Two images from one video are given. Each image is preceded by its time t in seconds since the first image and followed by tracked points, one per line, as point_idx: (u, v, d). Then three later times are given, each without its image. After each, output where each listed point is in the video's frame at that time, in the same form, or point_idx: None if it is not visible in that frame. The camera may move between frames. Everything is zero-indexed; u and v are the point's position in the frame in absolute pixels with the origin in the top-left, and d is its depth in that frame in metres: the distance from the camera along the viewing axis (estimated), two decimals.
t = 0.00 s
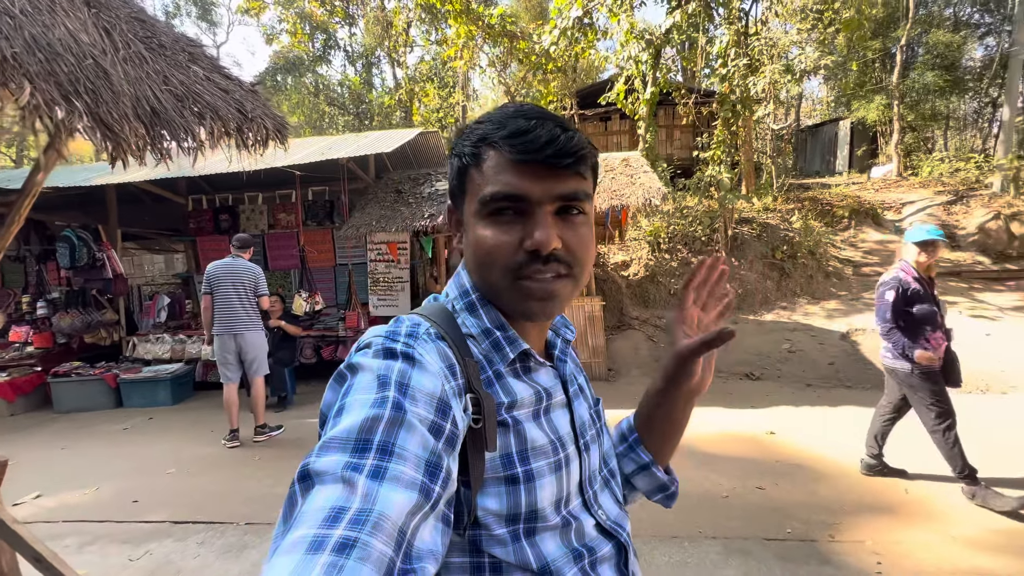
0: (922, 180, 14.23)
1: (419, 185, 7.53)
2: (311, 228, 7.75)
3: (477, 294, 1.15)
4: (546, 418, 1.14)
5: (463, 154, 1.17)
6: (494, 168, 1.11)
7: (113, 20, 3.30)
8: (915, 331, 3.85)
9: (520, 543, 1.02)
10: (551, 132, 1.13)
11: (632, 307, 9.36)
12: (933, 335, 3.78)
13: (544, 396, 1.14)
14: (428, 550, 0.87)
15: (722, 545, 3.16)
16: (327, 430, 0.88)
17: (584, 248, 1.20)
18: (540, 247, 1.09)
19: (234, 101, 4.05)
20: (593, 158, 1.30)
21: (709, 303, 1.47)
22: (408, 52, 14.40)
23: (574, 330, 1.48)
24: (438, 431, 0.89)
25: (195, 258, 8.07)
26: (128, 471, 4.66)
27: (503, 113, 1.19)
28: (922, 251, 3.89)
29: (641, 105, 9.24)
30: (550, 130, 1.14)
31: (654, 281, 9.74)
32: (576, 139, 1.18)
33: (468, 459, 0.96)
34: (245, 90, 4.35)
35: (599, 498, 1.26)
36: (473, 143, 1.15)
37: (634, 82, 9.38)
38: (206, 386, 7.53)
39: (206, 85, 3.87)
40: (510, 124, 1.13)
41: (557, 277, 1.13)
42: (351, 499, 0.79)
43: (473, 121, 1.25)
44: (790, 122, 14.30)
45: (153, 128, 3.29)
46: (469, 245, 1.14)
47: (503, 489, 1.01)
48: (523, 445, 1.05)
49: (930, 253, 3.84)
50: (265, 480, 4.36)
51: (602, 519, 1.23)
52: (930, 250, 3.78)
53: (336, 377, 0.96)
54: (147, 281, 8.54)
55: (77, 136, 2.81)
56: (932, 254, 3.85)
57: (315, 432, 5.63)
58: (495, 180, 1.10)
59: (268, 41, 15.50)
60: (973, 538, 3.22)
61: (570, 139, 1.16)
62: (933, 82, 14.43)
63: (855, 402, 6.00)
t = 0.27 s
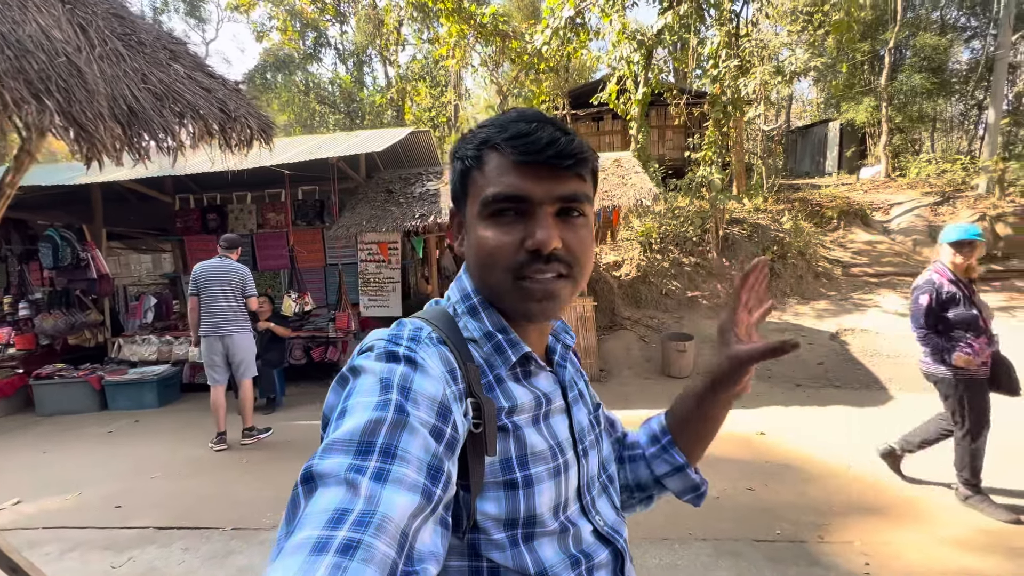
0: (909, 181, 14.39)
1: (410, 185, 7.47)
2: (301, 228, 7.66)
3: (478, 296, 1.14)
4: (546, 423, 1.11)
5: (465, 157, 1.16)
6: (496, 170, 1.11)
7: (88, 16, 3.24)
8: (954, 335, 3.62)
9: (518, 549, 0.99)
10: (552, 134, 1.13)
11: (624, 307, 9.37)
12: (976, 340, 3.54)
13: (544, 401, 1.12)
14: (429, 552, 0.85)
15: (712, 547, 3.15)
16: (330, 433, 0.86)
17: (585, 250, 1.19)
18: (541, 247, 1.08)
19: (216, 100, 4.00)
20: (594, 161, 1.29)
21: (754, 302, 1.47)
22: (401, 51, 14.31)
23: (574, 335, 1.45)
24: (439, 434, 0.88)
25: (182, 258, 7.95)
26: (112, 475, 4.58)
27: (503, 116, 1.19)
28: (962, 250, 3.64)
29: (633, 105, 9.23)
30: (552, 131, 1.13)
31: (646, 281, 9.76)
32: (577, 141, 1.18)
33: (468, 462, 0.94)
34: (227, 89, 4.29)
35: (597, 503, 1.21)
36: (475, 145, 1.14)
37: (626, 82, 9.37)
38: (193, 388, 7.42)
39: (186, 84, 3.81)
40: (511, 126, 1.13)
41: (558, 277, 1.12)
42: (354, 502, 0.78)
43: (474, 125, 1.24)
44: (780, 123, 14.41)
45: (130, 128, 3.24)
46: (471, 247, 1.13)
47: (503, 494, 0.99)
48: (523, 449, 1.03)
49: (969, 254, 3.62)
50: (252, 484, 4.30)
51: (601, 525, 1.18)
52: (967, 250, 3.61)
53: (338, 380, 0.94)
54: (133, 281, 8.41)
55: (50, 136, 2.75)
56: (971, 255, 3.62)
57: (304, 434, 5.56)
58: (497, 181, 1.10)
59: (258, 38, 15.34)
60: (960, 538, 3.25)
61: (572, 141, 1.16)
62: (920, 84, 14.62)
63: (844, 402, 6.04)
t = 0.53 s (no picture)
0: (902, 183, 14.47)
1: (403, 184, 7.40)
2: (292, 226, 7.57)
3: (484, 297, 1.13)
4: (554, 422, 1.11)
5: (462, 158, 1.12)
6: (496, 168, 1.08)
7: (60, 6, 3.18)
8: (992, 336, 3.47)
9: (529, 549, 0.97)
10: (551, 129, 1.10)
11: (618, 307, 9.35)
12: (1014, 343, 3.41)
13: (552, 400, 1.11)
14: (437, 552, 0.80)
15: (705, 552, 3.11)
16: (337, 435, 0.83)
17: (590, 244, 1.17)
18: (547, 242, 1.06)
19: (196, 95, 3.92)
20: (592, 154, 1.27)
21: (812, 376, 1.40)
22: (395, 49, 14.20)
23: (579, 335, 1.48)
24: (447, 435, 0.84)
25: (171, 257, 7.85)
26: (96, 479, 4.49)
27: (499, 114, 1.15)
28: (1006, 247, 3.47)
29: (627, 105, 9.17)
30: (550, 126, 1.10)
31: (640, 281, 9.74)
32: (575, 135, 1.15)
33: (476, 462, 0.91)
34: (210, 84, 4.22)
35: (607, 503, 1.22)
36: (472, 145, 1.11)
37: (621, 82, 9.32)
38: (182, 388, 7.32)
39: (165, 77, 3.75)
40: (509, 124, 1.10)
41: (566, 272, 1.10)
42: (361, 503, 0.74)
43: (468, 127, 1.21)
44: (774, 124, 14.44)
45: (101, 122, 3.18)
46: (475, 247, 1.11)
47: (512, 494, 0.96)
48: (531, 449, 1.01)
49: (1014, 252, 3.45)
50: (240, 488, 4.23)
51: (611, 524, 1.19)
52: (1013, 248, 3.42)
53: (345, 382, 0.92)
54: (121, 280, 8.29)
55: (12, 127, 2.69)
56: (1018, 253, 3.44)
57: (294, 436, 5.49)
58: (499, 179, 1.07)
59: (251, 35, 15.21)
60: (953, 542, 3.23)
61: (570, 135, 1.13)
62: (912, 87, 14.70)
63: (838, 403, 6.04)
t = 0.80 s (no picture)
0: (898, 184, 14.47)
1: (397, 183, 7.33)
2: (286, 225, 7.49)
3: (492, 294, 1.11)
4: (559, 423, 1.09)
5: (475, 152, 1.08)
6: (515, 161, 1.05)
7: None
8: None
9: (538, 550, 0.97)
10: (568, 124, 1.09)
11: (613, 308, 9.32)
12: None
13: (557, 400, 1.09)
14: (445, 556, 0.81)
15: (698, 558, 3.07)
16: (343, 439, 0.83)
17: (603, 239, 1.17)
18: (571, 234, 1.04)
19: (175, 90, 3.87)
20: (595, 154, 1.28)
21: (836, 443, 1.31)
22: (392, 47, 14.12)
23: (585, 335, 1.41)
24: (452, 437, 0.85)
25: (163, 255, 7.77)
26: (82, 481, 4.41)
27: (511, 110, 1.13)
28: None
29: (624, 105, 9.11)
30: (567, 122, 1.10)
31: (636, 282, 9.71)
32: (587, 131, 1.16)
33: (482, 463, 0.91)
34: (192, 79, 4.18)
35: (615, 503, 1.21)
36: (487, 139, 1.07)
37: (618, 81, 9.26)
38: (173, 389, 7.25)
39: (141, 71, 3.71)
40: (527, 119, 1.08)
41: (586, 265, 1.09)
42: (368, 508, 0.75)
43: (474, 124, 1.17)
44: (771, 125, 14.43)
45: (70, 115, 3.14)
46: (492, 242, 1.06)
47: (518, 495, 0.96)
48: (537, 449, 1.00)
49: None
50: (227, 490, 4.17)
51: (620, 525, 1.18)
52: None
53: (351, 388, 0.92)
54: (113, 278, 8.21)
55: None
56: None
57: (284, 437, 5.42)
58: (518, 171, 1.04)
59: (248, 32, 15.13)
60: (948, 548, 3.20)
61: (585, 130, 1.13)
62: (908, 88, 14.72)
63: (833, 406, 6.00)
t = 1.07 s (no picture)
0: (898, 186, 14.42)
1: (394, 182, 7.27)
2: (281, 225, 7.44)
3: (487, 290, 1.06)
4: (553, 416, 1.05)
5: (495, 140, 1.03)
6: (539, 153, 1.01)
7: None
8: None
9: (532, 543, 0.93)
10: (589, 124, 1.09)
11: (612, 309, 9.27)
12: None
13: (551, 395, 1.05)
14: (443, 551, 0.78)
15: (693, 564, 3.01)
16: (337, 439, 0.79)
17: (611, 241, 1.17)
18: (592, 230, 1.02)
19: (154, 83, 3.82)
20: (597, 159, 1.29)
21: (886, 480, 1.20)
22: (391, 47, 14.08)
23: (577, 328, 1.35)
24: (448, 435, 0.81)
25: (159, 254, 7.72)
26: (70, 483, 4.35)
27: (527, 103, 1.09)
28: None
29: (623, 105, 9.07)
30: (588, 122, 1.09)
31: (635, 283, 9.66)
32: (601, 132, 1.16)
33: (477, 459, 0.87)
34: (175, 73, 4.14)
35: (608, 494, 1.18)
36: (508, 129, 1.03)
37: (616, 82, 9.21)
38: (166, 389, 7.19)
39: (120, 63, 3.67)
40: (549, 112, 1.05)
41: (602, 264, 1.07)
42: (365, 507, 0.71)
43: (487, 113, 1.11)
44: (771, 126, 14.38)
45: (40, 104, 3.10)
46: (510, 234, 1.00)
47: (514, 491, 0.93)
48: (532, 444, 0.96)
49: None
50: (217, 493, 4.11)
51: (613, 515, 1.14)
52: None
53: (343, 385, 0.89)
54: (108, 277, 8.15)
55: None
56: None
57: (277, 438, 5.37)
58: (543, 164, 1.00)
59: (247, 31, 15.11)
60: (949, 554, 3.14)
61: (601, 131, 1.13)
62: (909, 90, 14.67)
63: (832, 408, 5.95)
